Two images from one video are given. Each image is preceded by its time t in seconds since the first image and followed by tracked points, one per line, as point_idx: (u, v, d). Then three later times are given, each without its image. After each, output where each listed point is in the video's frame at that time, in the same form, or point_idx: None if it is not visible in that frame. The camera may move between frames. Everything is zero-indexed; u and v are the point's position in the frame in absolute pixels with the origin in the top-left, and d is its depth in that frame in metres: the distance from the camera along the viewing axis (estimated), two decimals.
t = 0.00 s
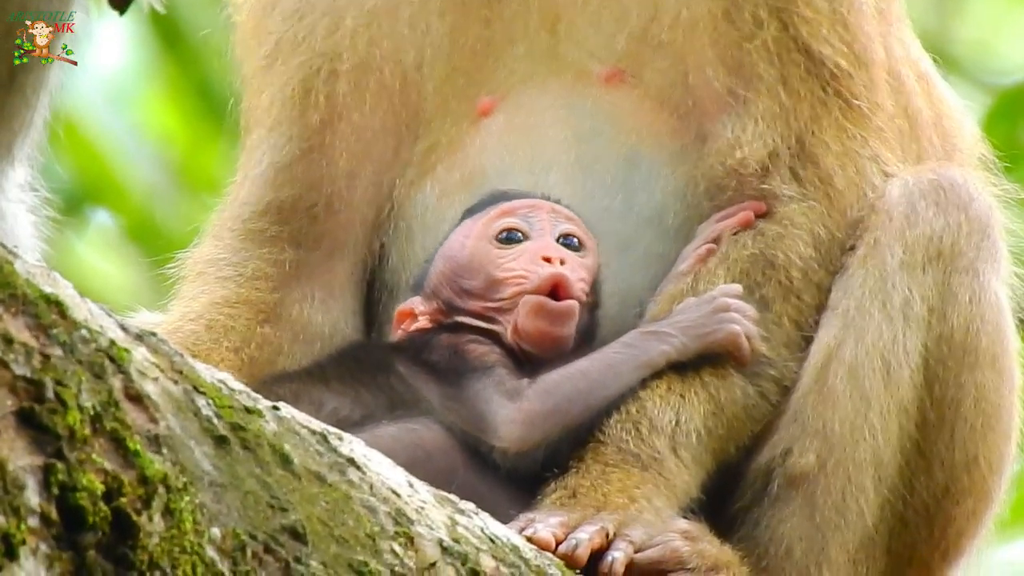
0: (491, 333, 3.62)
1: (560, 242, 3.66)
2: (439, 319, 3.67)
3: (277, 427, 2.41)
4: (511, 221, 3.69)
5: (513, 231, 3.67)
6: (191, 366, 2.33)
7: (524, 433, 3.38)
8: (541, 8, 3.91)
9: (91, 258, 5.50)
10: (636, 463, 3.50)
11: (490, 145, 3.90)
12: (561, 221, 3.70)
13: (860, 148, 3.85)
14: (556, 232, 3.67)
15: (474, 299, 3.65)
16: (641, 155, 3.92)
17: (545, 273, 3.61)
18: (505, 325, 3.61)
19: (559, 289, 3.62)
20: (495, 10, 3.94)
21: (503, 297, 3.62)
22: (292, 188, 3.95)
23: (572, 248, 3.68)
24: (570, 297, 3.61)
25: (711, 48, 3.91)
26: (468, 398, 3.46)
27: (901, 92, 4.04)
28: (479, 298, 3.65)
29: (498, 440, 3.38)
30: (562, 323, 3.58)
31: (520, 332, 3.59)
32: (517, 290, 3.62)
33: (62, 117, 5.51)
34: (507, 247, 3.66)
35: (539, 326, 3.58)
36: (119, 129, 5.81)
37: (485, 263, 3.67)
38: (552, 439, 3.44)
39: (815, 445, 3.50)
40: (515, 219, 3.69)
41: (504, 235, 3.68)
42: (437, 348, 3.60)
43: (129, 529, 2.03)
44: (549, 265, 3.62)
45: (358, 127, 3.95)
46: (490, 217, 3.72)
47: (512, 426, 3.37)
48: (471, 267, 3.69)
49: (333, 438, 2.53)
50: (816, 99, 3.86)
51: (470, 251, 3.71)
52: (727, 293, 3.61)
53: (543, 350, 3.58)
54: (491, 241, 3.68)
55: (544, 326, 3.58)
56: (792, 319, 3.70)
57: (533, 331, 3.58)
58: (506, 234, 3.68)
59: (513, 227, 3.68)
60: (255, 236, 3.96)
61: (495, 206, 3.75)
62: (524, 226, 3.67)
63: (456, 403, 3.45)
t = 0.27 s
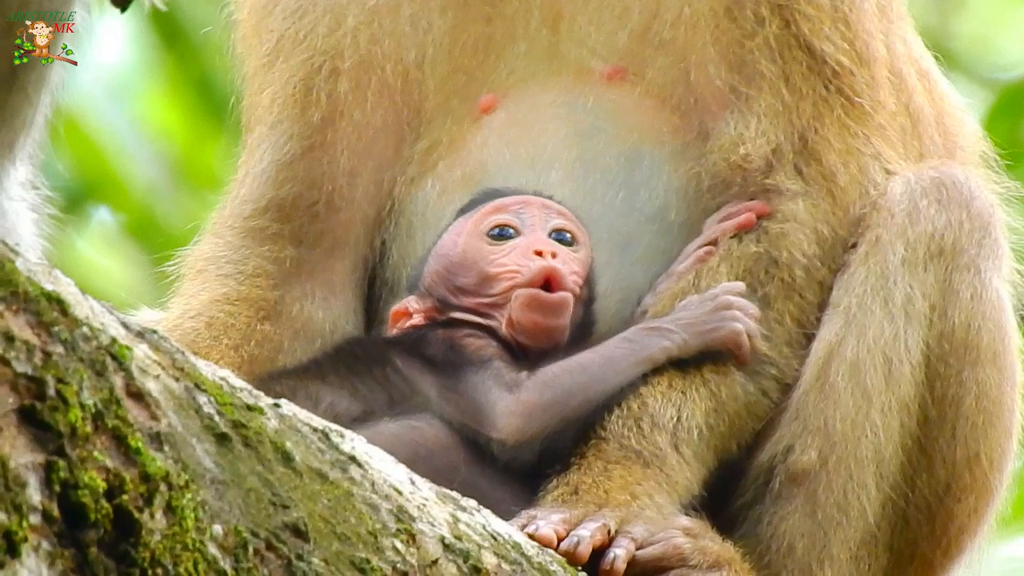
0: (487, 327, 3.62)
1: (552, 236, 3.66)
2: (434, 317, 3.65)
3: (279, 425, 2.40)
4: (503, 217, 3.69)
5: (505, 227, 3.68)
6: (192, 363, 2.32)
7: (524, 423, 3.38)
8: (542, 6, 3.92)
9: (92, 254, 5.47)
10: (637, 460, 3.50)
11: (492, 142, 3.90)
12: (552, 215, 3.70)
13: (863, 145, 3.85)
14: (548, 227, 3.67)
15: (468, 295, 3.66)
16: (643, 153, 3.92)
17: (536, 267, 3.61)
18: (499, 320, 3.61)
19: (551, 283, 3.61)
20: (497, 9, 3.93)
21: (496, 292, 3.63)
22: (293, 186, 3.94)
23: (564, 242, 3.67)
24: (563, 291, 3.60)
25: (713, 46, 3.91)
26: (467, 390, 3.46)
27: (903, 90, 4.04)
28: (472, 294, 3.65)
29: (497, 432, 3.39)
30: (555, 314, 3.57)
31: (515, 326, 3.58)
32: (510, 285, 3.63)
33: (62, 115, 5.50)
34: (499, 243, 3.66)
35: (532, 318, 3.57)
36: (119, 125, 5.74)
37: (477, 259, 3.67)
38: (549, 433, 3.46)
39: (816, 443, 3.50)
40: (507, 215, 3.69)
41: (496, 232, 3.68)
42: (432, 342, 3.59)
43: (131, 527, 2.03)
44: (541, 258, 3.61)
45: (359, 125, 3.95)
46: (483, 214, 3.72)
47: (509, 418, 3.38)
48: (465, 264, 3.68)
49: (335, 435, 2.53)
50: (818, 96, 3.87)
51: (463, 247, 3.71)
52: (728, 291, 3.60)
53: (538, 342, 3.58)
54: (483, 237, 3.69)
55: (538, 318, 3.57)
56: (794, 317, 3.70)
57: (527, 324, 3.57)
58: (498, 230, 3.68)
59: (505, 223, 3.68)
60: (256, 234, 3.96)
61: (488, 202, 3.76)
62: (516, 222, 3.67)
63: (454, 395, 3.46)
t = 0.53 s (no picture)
0: (481, 321, 3.63)
1: (543, 227, 3.64)
2: (428, 311, 3.66)
3: (280, 421, 2.40)
4: (494, 210, 3.68)
5: (496, 220, 3.66)
6: (193, 360, 2.32)
7: (521, 418, 3.40)
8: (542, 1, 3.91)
9: (93, 251, 5.48)
10: (638, 457, 3.51)
11: (491, 137, 3.90)
12: (543, 207, 3.68)
13: (864, 142, 3.84)
14: (539, 218, 3.65)
15: (461, 290, 3.65)
16: (643, 148, 3.92)
17: (528, 258, 3.60)
18: (494, 313, 3.62)
19: (543, 273, 3.60)
20: (497, 5, 3.94)
21: (489, 284, 3.63)
22: (293, 181, 3.93)
23: (556, 232, 3.66)
24: (555, 281, 3.59)
25: (713, 42, 3.90)
26: (465, 383, 3.48)
27: (903, 86, 4.03)
28: (465, 288, 3.65)
29: (495, 427, 3.41)
30: (549, 305, 3.57)
31: (509, 318, 3.59)
32: (502, 277, 3.62)
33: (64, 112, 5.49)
34: (490, 235, 3.66)
35: (526, 310, 3.57)
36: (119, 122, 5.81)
37: (469, 253, 3.67)
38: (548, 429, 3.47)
39: (817, 440, 3.50)
40: (499, 208, 3.68)
41: (487, 225, 3.67)
42: (429, 338, 3.62)
43: (131, 525, 2.02)
44: (532, 249, 3.60)
45: (359, 122, 3.95)
46: (474, 208, 3.71)
47: (508, 412, 3.40)
48: (457, 258, 3.68)
49: (336, 432, 2.52)
50: (820, 93, 3.87)
51: (454, 242, 3.70)
52: (730, 288, 3.59)
53: (532, 332, 3.59)
54: (474, 231, 3.68)
55: (532, 309, 3.57)
56: (795, 314, 3.69)
57: (520, 315, 3.58)
58: (489, 224, 3.67)
59: (496, 216, 3.67)
60: (256, 230, 3.95)
61: (478, 195, 3.75)
62: (507, 214, 3.66)
63: (452, 389, 3.48)
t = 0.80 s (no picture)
0: (478, 317, 3.63)
1: (538, 222, 3.64)
2: (425, 308, 3.67)
3: (280, 419, 2.40)
4: (488, 206, 3.69)
5: (491, 216, 3.67)
6: (193, 358, 2.32)
7: (520, 414, 3.40)
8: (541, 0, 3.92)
9: (93, 251, 5.49)
10: (639, 455, 3.51)
11: (492, 135, 3.90)
12: (538, 203, 3.68)
13: (862, 140, 3.84)
14: (533, 214, 3.65)
15: (457, 287, 3.66)
16: (643, 146, 3.92)
17: (522, 254, 3.59)
18: (490, 310, 3.62)
19: (538, 268, 3.59)
20: (496, 4, 3.94)
21: (485, 280, 3.63)
22: (293, 180, 3.93)
23: (551, 227, 3.65)
24: (550, 276, 3.58)
25: (713, 40, 3.90)
26: (464, 378, 3.49)
27: (903, 84, 4.03)
28: (461, 285, 3.66)
29: (495, 423, 3.41)
30: (544, 301, 3.57)
31: (505, 313, 3.59)
32: (497, 273, 3.63)
33: (62, 111, 5.49)
34: (486, 232, 3.65)
35: (521, 305, 3.57)
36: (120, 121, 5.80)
37: (464, 249, 3.67)
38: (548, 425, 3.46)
39: (817, 438, 3.50)
40: (493, 204, 3.69)
41: (481, 221, 3.67)
42: (427, 332, 3.63)
43: (131, 521, 2.02)
44: (526, 245, 3.59)
45: (358, 121, 3.95)
46: (469, 205, 3.71)
47: (507, 407, 3.40)
48: (453, 255, 3.68)
49: (336, 428, 2.52)
50: (819, 91, 3.86)
51: (449, 239, 3.70)
52: (730, 286, 3.59)
53: (527, 327, 3.58)
54: (469, 228, 3.68)
55: (528, 304, 3.57)
56: (795, 312, 3.69)
57: (516, 310, 3.58)
58: (483, 220, 3.67)
59: (490, 213, 3.67)
60: (255, 228, 3.95)
61: (473, 193, 3.75)
62: (502, 211, 3.66)
63: (451, 384, 3.49)
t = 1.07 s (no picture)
0: (476, 313, 3.63)
1: (534, 217, 3.64)
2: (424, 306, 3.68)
3: (280, 416, 2.40)
4: (483, 203, 3.69)
5: (486, 212, 3.67)
6: (194, 355, 2.33)
7: (520, 408, 3.40)
8: None
9: (94, 250, 5.53)
10: (639, 452, 3.50)
11: (494, 132, 3.90)
12: (533, 198, 3.68)
13: (865, 137, 3.84)
14: (529, 209, 3.65)
15: (455, 284, 3.66)
16: (645, 142, 3.91)
17: (517, 248, 3.60)
18: (488, 305, 3.62)
19: (534, 262, 3.60)
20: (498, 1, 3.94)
21: (481, 276, 3.63)
22: (295, 178, 3.95)
23: (547, 222, 3.65)
24: (545, 270, 3.58)
25: (716, 37, 3.91)
26: (464, 374, 3.50)
27: (904, 81, 4.03)
28: (458, 282, 3.65)
29: (495, 417, 3.42)
30: (540, 294, 3.57)
31: (502, 307, 3.59)
32: (493, 269, 3.63)
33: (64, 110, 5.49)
34: (482, 228, 3.66)
35: (517, 298, 3.57)
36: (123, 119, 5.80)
37: (460, 246, 3.67)
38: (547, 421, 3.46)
39: (818, 436, 3.49)
40: (488, 201, 3.69)
41: (477, 218, 3.68)
42: (427, 328, 3.64)
43: (132, 518, 2.02)
44: (522, 240, 3.60)
45: (360, 118, 3.97)
46: (465, 203, 3.72)
47: (507, 402, 3.41)
48: (450, 252, 3.68)
49: (336, 426, 2.53)
50: (822, 88, 3.86)
51: (445, 237, 3.71)
52: (731, 283, 3.60)
53: (524, 320, 3.59)
54: (465, 225, 3.69)
55: (525, 298, 3.57)
56: (797, 309, 3.69)
57: (512, 304, 3.58)
58: (479, 217, 3.68)
59: (485, 210, 3.68)
60: (255, 226, 3.97)
61: (469, 190, 3.76)
62: (497, 207, 3.67)
63: (449, 379, 3.51)
